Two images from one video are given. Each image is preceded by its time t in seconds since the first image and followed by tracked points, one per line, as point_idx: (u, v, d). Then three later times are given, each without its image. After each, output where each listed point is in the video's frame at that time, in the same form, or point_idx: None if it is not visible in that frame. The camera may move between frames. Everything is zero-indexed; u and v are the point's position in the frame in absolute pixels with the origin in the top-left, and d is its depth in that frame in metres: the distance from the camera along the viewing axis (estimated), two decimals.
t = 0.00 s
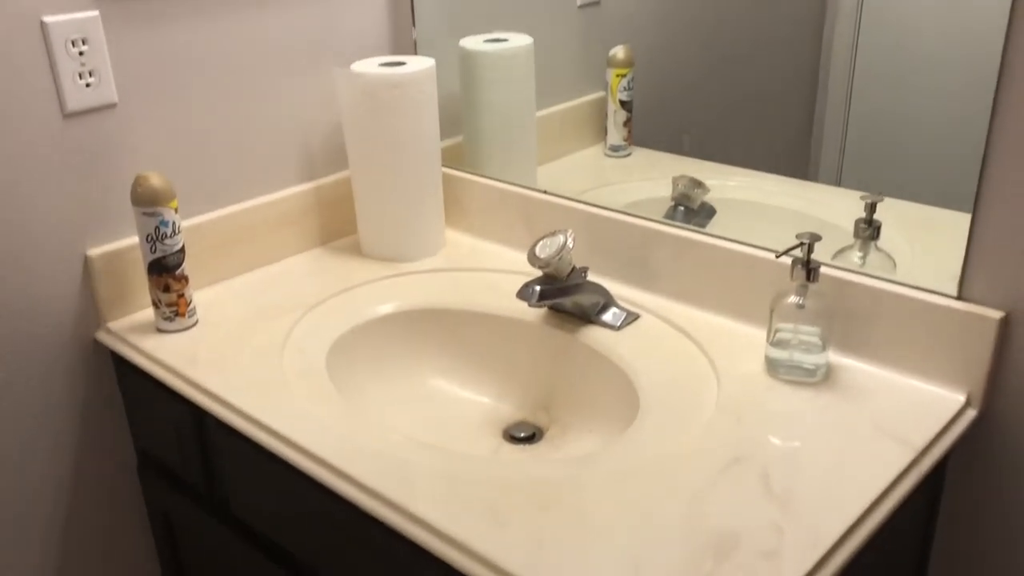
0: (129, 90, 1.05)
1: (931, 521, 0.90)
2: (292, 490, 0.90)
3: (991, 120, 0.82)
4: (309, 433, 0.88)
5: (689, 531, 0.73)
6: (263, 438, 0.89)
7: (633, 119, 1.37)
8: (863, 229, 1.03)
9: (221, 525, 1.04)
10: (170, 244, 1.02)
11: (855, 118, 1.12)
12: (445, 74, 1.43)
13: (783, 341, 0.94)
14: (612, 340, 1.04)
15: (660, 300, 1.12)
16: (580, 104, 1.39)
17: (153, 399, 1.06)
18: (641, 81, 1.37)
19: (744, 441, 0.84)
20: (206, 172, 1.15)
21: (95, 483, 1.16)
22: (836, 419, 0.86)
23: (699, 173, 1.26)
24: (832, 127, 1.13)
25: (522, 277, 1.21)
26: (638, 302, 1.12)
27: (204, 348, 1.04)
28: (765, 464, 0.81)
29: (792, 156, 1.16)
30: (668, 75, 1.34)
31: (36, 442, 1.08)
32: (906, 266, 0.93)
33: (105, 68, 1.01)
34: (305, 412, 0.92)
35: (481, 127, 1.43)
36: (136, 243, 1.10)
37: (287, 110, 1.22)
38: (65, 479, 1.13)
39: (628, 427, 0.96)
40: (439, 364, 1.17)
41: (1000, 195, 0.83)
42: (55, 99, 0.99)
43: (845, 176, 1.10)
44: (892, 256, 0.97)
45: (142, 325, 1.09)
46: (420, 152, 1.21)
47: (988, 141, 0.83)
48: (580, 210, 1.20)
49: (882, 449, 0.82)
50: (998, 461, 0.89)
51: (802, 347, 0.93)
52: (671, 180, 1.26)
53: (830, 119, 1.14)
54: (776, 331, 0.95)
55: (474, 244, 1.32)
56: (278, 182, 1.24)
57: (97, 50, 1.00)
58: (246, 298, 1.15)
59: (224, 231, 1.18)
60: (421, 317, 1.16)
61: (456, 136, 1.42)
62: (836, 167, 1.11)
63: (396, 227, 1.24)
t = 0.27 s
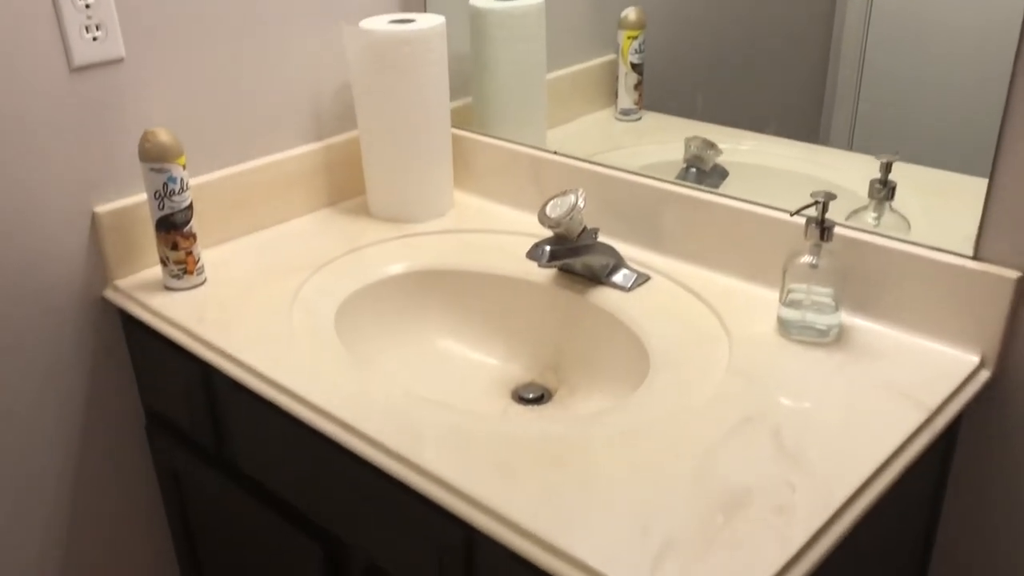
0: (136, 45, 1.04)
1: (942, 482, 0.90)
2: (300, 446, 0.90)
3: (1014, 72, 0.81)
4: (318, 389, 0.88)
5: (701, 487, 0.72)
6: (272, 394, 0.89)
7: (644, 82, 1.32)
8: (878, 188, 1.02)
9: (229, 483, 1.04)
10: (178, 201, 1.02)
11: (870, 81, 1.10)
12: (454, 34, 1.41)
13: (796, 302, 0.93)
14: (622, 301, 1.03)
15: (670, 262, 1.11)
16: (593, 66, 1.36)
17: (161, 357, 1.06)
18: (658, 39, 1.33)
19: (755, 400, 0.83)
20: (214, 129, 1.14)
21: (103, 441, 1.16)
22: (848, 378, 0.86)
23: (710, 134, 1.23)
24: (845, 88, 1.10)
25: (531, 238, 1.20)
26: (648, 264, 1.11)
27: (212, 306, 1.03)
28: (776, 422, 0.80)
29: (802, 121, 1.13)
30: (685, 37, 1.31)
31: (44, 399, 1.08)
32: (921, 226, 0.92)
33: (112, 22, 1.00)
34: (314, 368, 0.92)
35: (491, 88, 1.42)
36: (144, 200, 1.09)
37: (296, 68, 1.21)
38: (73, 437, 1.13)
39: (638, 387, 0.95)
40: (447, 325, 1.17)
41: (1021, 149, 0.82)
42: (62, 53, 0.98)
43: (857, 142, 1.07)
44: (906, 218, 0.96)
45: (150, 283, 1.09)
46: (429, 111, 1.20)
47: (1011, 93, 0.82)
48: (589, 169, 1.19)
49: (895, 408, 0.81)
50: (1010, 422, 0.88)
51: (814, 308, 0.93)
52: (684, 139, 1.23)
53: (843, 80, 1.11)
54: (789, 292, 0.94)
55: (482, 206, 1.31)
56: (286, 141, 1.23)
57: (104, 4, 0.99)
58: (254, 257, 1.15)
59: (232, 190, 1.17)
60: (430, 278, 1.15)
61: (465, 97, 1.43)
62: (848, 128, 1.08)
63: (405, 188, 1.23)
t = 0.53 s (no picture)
0: (141, 3, 1.02)
1: (953, 447, 0.89)
2: (308, 406, 0.90)
3: None
4: (325, 350, 0.88)
5: (710, 448, 0.72)
6: (279, 355, 0.88)
7: (655, 47, 1.32)
8: (893, 151, 1.01)
9: (236, 445, 1.04)
10: (185, 161, 1.01)
11: (886, 42, 1.07)
12: None
13: (808, 267, 0.93)
14: (631, 265, 1.02)
15: (681, 227, 1.10)
16: (604, 33, 1.36)
17: (167, 320, 1.05)
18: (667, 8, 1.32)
19: (765, 363, 0.83)
20: (220, 90, 1.13)
21: (110, 404, 1.16)
22: (859, 342, 0.85)
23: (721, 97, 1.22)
24: (857, 62, 1.08)
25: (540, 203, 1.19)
26: (658, 228, 1.10)
27: (218, 267, 1.03)
28: (787, 385, 0.79)
29: (812, 88, 1.12)
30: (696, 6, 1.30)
31: (51, 361, 1.08)
32: (936, 190, 0.91)
33: None
34: (321, 329, 0.91)
35: (499, 49, 1.40)
36: (150, 161, 1.09)
37: (302, 28, 1.19)
38: (80, 400, 1.13)
39: (646, 350, 0.95)
40: (454, 290, 1.16)
41: None
42: (66, 11, 0.97)
43: (869, 109, 1.06)
44: (920, 181, 0.95)
45: (156, 245, 1.08)
46: (438, 73, 1.19)
47: None
48: (601, 133, 1.17)
49: (906, 372, 0.80)
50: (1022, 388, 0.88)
51: (826, 272, 0.92)
52: (695, 104, 1.22)
53: (855, 46, 1.09)
54: (800, 256, 0.93)
55: (490, 171, 1.30)
56: (293, 103, 1.22)
57: None
58: (261, 220, 1.14)
59: (239, 151, 1.16)
60: (438, 242, 1.15)
61: (474, 61, 1.39)
62: (862, 99, 1.07)
63: (413, 151, 1.22)
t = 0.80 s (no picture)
0: None
1: (960, 418, 0.89)
2: (312, 372, 0.90)
3: None
4: (330, 315, 0.87)
5: (715, 414, 0.71)
6: (284, 321, 0.88)
7: (666, 17, 1.30)
8: (904, 120, 0.99)
9: (241, 412, 1.04)
10: (189, 125, 1.00)
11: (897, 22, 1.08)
12: None
13: (816, 236, 0.91)
14: (638, 234, 1.02)
15: (689, 196, 1.09)
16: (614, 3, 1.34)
17: (171, 286, 1.05)
18: None
19: (771, 331, 0.82)
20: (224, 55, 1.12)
21: (115, 371, 1.16)
22: (867, 312, 0.84)
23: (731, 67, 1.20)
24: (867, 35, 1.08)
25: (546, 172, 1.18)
26: (665, 198, 1.09)
27: (222, 233, 1.02)
28: (793, 353, 0.79)
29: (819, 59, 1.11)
30: None
31: (55, 326, 1.08)
32: (947, 158, 0.90)
33: None
34: (325, 295, 0.91)
35: (507, 17, 1.38)
36: (155, 125, 1.08)
37: None
38: (85, 366, 1.13)
39: (652, 318, 0.94)
40: (460, 258, 1.15)
41: None
42: None
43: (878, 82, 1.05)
44: (931, 151, 0.94)
45: (160, 210, 1.08)
46: (445, 41, 1.17)
47: None
48: (608, 102, 1.16)
49: (914, 341, 0.80)
50: None
51: (834, 241, 0.91)
52: (704, 73, 1.20)
53: (867, 21, 1.09)
54: (810, 225, 0.92)
55: (497, 140, 1.29)
56: (299, 70, 1.21)
57: None
58: (266, 187, 1.13)
59: (244, 118, 1.15)
60: (443, 211, 1.14)
61: (481, 29, 1.37)
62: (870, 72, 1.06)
63: (419, 119, 1.21)
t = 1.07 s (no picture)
0: None
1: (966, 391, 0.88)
2: (315, 337, 0.89)
3: None
4: (334, 280, 0.87)
5: (721, 382, 0.71)
6: (288, 286, 0.88)
7: None
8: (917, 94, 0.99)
9: (244, 378, 1.04)
10: (194, 90, 0.99)
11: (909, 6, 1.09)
12: None
13: (826, 208, 0.91)
14: (646, 205, 1.01)
15: (698, 167, 1.08)
16: None
17: (175, 251, 1.05)
18: None
19: (778, 301, 0.81)
20: (230, 21, 1.11)
21: (119, 337, 1.15)
22: (875, 282, 0.83)
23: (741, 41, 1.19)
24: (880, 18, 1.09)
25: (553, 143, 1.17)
26: (673, 169, 1.08)
27: (227, 199, 1.02)
28: (801, 322, 0.78)
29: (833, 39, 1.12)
30: None
31: (59, 291, 1.08)
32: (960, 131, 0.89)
33: None
34: (330, 260, 0.90)
35: None
36: (160, 90, 1.07)
37: None
38: (89, 332, 1.12)
39: (659, 288, 0.93)
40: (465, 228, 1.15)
41: None
42: None
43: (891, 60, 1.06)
44: (944, 124, 0.93)
45: (164, 176, 1.07)
46: (452, 9, 1.16)
47: None
48: (618, 72, 1.15)
49: (923, 312, 0.79)
50: None
51: (845, 214, 0.90)
52: (715, 46, 1.19)
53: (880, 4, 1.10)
54: (819, 196, 0.91)
55: (504, 111, 1.28)
56: (305, 37, 1.20)
57: None
58: (271, 154, 1.13)
59: (249, 85, 1.15)
60: (449, 180, 1.13)
61: None
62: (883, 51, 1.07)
63: (425, 89, 1.20)
